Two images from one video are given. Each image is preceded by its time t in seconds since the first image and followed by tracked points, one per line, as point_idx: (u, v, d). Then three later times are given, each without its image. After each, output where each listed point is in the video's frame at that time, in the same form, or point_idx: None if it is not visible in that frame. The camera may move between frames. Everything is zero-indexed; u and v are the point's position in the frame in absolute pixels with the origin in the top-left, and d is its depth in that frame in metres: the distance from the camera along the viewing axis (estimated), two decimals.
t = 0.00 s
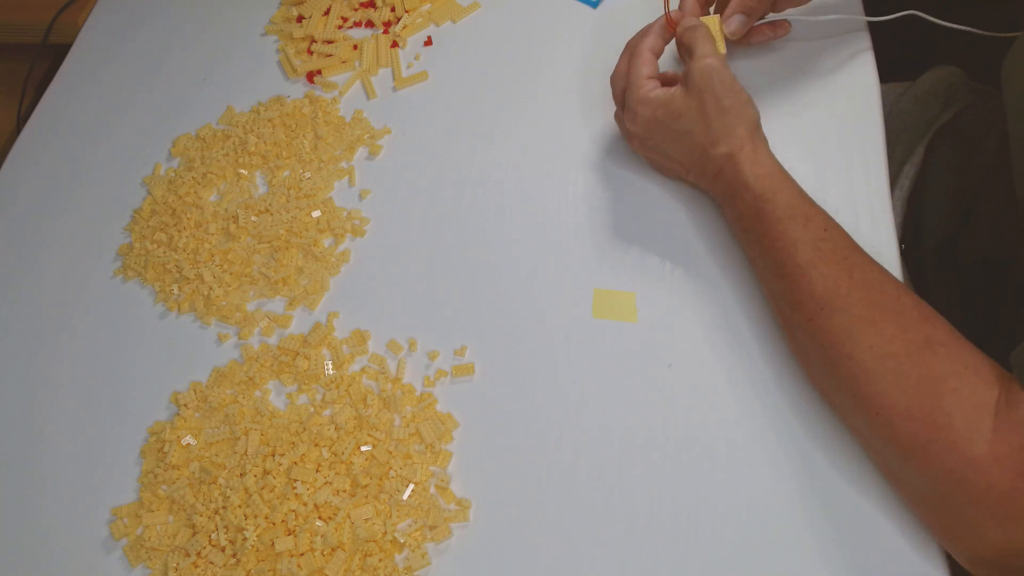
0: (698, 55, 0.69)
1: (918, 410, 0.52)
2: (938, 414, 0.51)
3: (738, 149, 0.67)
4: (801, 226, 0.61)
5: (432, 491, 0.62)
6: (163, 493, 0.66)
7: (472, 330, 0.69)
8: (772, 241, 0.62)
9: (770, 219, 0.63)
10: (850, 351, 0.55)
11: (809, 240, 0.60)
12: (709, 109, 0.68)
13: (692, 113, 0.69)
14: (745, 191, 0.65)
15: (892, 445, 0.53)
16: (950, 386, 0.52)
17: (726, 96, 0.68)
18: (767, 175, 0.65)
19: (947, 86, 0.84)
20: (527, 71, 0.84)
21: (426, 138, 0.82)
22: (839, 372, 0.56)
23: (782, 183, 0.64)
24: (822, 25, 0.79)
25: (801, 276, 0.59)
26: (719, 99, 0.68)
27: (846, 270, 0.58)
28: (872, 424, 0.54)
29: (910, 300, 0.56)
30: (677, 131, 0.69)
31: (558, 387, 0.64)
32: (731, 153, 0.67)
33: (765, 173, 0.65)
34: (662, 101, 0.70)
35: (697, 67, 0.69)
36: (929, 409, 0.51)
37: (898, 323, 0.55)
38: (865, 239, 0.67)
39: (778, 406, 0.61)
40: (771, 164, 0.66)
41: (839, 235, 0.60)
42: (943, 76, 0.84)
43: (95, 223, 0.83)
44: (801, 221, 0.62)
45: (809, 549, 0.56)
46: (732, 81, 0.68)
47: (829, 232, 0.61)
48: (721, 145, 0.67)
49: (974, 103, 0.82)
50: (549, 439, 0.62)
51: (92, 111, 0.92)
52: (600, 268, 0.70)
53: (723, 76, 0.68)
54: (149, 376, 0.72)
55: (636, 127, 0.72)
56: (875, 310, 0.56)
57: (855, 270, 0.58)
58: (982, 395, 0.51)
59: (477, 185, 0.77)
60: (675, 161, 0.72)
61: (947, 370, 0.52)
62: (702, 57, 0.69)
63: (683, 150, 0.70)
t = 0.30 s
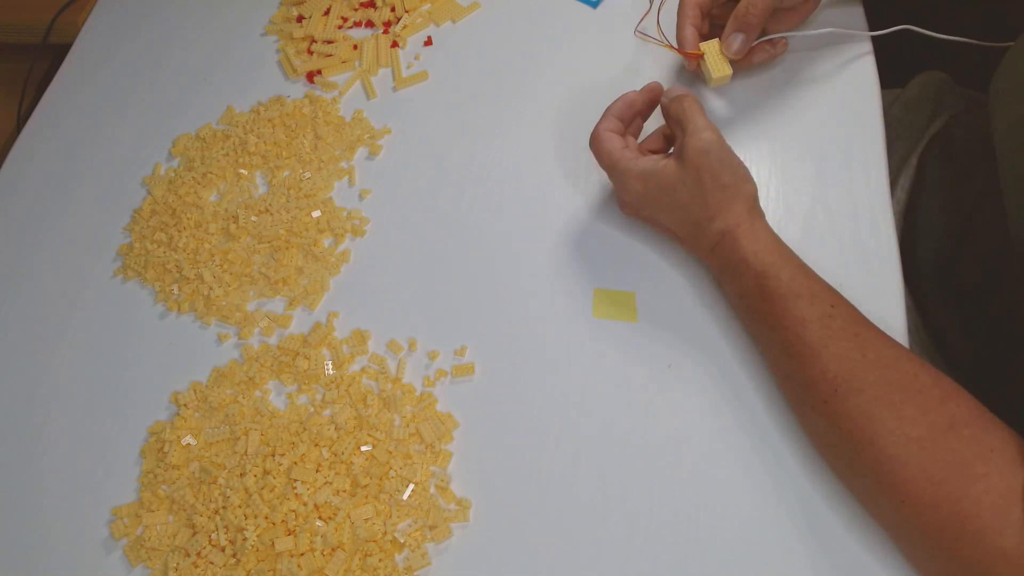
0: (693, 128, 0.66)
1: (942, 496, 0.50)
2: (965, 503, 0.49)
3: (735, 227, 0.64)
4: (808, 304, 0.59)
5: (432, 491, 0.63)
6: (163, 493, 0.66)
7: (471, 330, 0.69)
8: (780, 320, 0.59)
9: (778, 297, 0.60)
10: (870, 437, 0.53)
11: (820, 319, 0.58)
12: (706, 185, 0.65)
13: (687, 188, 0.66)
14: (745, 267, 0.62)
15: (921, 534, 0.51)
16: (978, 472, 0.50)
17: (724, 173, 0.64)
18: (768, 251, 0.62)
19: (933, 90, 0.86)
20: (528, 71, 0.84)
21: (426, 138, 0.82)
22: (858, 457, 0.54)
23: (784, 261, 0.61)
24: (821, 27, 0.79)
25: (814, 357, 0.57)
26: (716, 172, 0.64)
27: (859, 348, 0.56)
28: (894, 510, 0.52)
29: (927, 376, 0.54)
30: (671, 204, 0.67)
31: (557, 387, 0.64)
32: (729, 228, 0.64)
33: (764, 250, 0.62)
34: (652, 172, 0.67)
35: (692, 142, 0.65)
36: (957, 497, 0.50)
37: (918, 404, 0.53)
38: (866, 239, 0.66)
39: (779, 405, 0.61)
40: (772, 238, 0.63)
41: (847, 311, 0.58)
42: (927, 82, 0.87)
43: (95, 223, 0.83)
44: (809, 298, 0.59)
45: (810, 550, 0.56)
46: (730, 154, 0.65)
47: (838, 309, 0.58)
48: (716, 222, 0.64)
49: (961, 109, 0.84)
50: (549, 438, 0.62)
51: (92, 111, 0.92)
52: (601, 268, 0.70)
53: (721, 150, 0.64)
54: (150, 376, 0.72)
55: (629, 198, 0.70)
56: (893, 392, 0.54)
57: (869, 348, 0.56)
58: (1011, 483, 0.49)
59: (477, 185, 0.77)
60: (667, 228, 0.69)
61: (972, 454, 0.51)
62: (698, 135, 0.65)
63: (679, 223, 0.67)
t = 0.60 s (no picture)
0: (733, 104, 0.67)
1: (913, 500, 0.50)
2: (932, 509, 0.50)
3: (752, 208, 0.64)
4: (811, 296, 0.59)
5: (432, 491, 0.63)
6: (163, 493, 0.66)
7: (471, 330, 0.69)
8: (777, 313, 0.59)
9: (777, 288, 0.60)
10: (850, 437, 0.53)
11: (820, 312, 0.58)
12: (733, 159, 0.66)
13: (717, 159, 0.67)
14: (751, 253, 0.63)
15: (887, 533, 0.52)
16: (947, 480, 0.50)
17: (753, 153, 0.66)
18: (774, 240, 0.62)
19: (923, 101, 0.87)
20: (528, 71, 0.85)
21: (426, 139, 0.82)
22: (837, 454, 0.54)
23: (793, 250, 0.61)
24: (825, 33, 0.79)
25: (807, 350, 0.57)
26: (746, 150, 0.66)
27: (852, 346, 0.56)
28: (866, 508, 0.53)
29: (916, 382, 0.54)
30: (698, 174, 0.67)
31: (558, 387, 0.64)
32: (747, 209, 0.64)
33: (774, 237, 0.63)
34: (688, 140, 0.68)
35: (729, 118, 0.67)
36: (924, 503, 0.50)
37: (900, 409, 0.53)
38: (865, 239, 0.67)
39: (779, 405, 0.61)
40: (779, 227, 0.63)
41: (848, 307, 0.58)
42: (920, 90, 0.88)
43: (95, 223, 0.83)
44: (812, 290, 0.59)
45: (809, 550, 0.56)
46: (760, 138, 0.67)
47: (838, 304, 0.58)
48: (735, 200, 0.65)
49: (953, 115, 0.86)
50: (550, 438, 0.62)
51: (92, 111, 0.92)
52: (600, 268, 0.70)
53: (754, 131, 0.66)
54: (150, 376, 0.72)
55: (656, 162, 0.70)
56: (877, 394, 0.54)
57: (863, 348, 0.56)
58: (981, 493, 0.49)
59: (477, 185, 0.77)
60: (683, 207, 0.70)
61: (945, 462, 0.51)
62: (740, 111, 0.67)
63: (697, 199, 0.68)
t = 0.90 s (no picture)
0: (699, 126, 0.66)
1: (916, 516, 0.51)
2: (938, 524, 0.50)
3: (730, 233, 0.64)
4: (795, 315, 0.59)
5: (432, 491, 0.63)
6: (163, 493, 0.66)
7: (471, 330, 0.69)
8: (770, 330, 0.60)
9: (767, 306, 0.60)
10: (847, 454, 0.54)
11: (806, 331, 0.58)
12: (704, 184, 0.65)
13: (687, 187, 0.66)
14: (737, 274, 0.63)
15: (892, 547, 0.52)
16: (952, 496, 0.50)
17: (722, 172, 0.64)
18: (765, 256, 0.62)
19: (911, 103, 0.88)
20: (528, 71, 0.84)
21: (426, 139, 0.82)
22: (835, 469, 0.55)
23: (777, 265, 0.61)
24: (824, 34, 0.79)
25: (800, 369, 0.57)
26: (714, 173, 0.64)
27: (845, 362, 0.56)
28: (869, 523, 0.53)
29: (912, 396, 0.54)
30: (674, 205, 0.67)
31: (558, 387, 0.65)
32: (726, 231, 0.64)
33: (758, 256, 0.62)
34: (654, 173, 0.68)
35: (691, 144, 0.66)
36: (930, 519, 0.50)
37: (898, 425, 0.53)
38: (865, 240, 0.67)
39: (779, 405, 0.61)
40: (770, 240, 0.63)
41: (839, 320, 0.58)
42: (907, 93, 0.89)
43: (94, 222, 0.84)
44: (797, 308, 0.59)
45: (809, 550, 0.56)
46: (731, 154, 0.65)
47: (826, 320, 0.58)
48: (715, 221, 0.64)
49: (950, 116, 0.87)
50: (550, 438, 0.62)
51: (92, 111, 0.92)
52: (600, 269, 0.70)
53: (722, 150, 0.64)
54: (150, 376, 0.72)
55: (634, 198, 0.71)
56: (874, 410, 0.54)
57: (854, 363, 0.56)
58: (986, 507, 0.50)
59: (477, 186, 0.77)
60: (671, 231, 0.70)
61: (948, 477, 0.51)
62: (699, 135, 0.65)
63: (678, 224, 0.68)
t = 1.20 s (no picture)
0: (671, 144, 0.67)
1: (924, 517, 0.50)
2: (948, 525, 0.50)
3: (727, 239, 0.64)
4: (797, 318, 0.59)
5: (432, 491, 0.63)
6: (163, 493, 0.66)
7: (471, 330, 0.69)
8: (772, 334, 0.60)
9: (769, 309, 0.60)
10: (855, 456, 0.54)
11: (809, 333, 0.58)
12: (690, 196, 0.65)
13: (674, 202, 0.66)
14: (736, 279, 0.63)
15: (900, 549, 0.52)
16: (962, 495, 0.50)
17: (709, 180, 0.65)
18: (763, 260, 0.62)
19: (916, 101, 0.88)
20: (528, 71, 0.84)
21: (426, 139, 0.82)
22: (842, 472, 0.54)
23: (779, 267, 0.61)
24: (824, 33, 0.79)
25: (803, 371, 0.57)
26: (702, 182, 0.65)
27: (849, 364, 0.56)
28: (877, 526, 0.53)
29: (918, 397, 0.54)
30: (665, 224, 0.67)
31: (558, 387, 0.64)
32: (722, 240, 0.64)
33: (756, 260, 0.62)
34: (642, 194, 0.67)
35: (673, 158, 0.66)
36: (939, 519, 0.50)
37: (904, 425, 0.53)
38: (865, 240, 0.67)
39: (779, 405, 0.61)
40: (769, 244, 0.63)
41: (841, 322, 0.58)
42: (911, 93, 0.88)
43: (94, 223, 0.84)
44: (799, 311, 0.59)
45: (809, 550, 0.56)
46: (709, 163, 0.66)
47: (827, 321, 0.58)
48: (714, 227, 0.64)
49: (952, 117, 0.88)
50: (550, 438, 0.62)
51: (92, 111, 0.92)
52: (600, 268, 0.70)
53: (699, 161, 0.66)
54: (149, 376, 0.72)
55: (623, 223, 0.70)
56: (880, 411, 0.54)
57: (858, 364, 0.56)
58: (994, 506, 0.49)
59: (477, 186, 0.77)
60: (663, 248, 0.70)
61: (957, 477, 0.51)
62: (679, 149, 0.66)
63: (670, 239, 0.68)
